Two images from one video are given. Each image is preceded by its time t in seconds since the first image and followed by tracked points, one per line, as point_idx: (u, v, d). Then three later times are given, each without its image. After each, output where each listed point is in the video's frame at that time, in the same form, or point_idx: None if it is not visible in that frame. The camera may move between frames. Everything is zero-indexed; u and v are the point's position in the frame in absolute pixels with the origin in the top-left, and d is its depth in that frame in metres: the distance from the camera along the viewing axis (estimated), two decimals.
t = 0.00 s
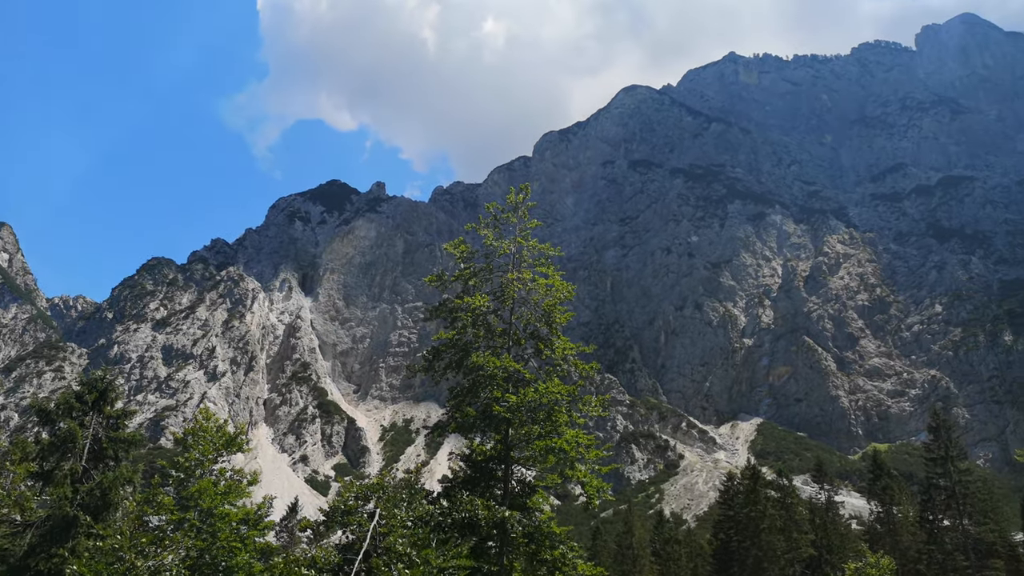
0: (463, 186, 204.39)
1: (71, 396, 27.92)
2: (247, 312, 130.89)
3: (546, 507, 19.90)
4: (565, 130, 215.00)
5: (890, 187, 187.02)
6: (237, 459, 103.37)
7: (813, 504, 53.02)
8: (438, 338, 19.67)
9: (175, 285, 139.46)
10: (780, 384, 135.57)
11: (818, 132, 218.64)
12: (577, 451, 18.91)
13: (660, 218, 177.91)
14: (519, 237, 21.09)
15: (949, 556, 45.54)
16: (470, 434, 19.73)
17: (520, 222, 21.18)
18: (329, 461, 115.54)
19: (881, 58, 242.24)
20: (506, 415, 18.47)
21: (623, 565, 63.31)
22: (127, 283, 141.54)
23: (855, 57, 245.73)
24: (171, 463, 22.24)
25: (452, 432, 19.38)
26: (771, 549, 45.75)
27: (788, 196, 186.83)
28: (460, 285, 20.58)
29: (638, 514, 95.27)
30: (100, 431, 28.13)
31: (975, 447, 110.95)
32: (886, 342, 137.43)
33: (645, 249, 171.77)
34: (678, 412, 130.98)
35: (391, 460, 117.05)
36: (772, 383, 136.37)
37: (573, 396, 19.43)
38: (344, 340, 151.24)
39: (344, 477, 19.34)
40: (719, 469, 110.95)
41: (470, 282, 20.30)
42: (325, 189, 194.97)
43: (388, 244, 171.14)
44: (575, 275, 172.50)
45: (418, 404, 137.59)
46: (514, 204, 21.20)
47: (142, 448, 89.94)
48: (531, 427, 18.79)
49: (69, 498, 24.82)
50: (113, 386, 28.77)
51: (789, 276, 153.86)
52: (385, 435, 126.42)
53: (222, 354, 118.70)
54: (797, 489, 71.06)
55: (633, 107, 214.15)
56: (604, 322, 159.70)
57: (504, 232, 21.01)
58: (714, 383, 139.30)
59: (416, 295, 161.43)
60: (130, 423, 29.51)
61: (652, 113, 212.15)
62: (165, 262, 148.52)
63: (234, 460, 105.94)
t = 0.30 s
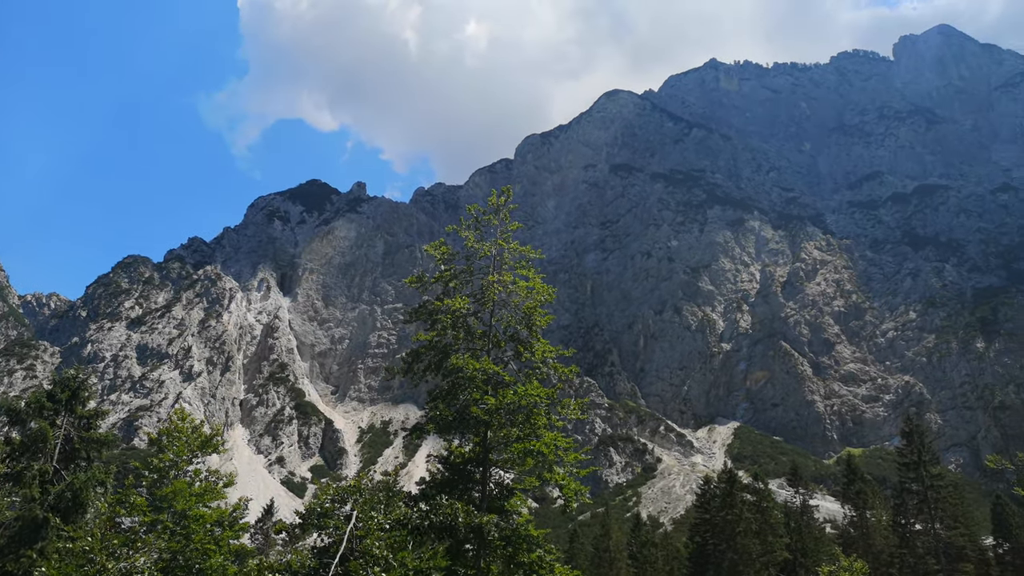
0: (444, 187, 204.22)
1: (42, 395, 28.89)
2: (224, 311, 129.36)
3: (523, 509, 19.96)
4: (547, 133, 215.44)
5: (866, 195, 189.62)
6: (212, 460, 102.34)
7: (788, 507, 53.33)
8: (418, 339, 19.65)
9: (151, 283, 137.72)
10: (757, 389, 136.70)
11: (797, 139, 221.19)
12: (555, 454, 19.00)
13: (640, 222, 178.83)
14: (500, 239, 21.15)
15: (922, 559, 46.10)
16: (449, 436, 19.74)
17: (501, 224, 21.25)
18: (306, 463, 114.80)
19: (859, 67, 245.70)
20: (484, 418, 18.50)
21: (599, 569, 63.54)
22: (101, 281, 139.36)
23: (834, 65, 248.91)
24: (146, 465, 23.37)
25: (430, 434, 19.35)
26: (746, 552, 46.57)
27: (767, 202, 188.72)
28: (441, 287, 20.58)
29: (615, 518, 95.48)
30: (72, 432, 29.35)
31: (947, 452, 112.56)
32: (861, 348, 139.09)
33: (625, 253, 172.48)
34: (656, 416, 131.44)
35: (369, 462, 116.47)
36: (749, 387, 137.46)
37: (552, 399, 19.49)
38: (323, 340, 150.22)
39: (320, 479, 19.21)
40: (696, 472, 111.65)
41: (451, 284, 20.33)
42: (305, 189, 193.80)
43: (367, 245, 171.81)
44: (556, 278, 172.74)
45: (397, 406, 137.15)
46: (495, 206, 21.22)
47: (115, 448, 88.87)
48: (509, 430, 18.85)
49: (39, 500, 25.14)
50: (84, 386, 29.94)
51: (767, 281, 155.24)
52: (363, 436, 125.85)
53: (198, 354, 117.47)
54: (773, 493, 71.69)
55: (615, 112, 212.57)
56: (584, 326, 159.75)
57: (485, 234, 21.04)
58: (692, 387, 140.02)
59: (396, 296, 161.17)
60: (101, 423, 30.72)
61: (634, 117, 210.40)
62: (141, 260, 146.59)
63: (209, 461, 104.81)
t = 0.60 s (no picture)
0: (427, 189, 203.92)
1: (13, 394, 29.44)
2: (201, 311, 127.54)
3: (502, 512, 19.89)
4: (530, 136, 216.04)
5: (844, 203, 191.81)
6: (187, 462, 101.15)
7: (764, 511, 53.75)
8: (398, 341, 19.58)
9: (127, 282, 135.91)
10: (735, 393, 137.75)
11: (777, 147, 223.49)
12: (534, 457, 18.98)
13: (621, 226, 179.83)
14: (482, 242, 21.18)
15: (894, 562, 47.03)
16: (428, 439, 19.66)
17: (483, 227, 21.32)
18: (283, 465, 113.88)
19: (838, 76, 249.18)
20: (464, 421, 18.42)
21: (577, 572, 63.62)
22: (76, 279, 137.09)
23: (814, 74, 252.13)
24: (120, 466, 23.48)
25: (410, 437, 19.22)
26: (721, 556, 49.25)
27: (747, 208, 190.61)
28: (421, 289, 20.54)
29: (593, 521, 95.55)
30: (44, 432, 29.75)
31: (920, 457, 114.06)
32: (838, 353, 140.59)
33: (606, 257, 173.18)
34: (635, 419, 131.78)
35: (347, 465, 115.78)
36: (727, 392, 138.48)
37: (531, 402, 19.50)
38: (302, 342, 149.19)
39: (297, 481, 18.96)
40: (674, 476, 112.26)
41: (431, 287, 20.33)
42: (285, 189, 192.63)
43: (348, 246, 171.96)
44: (537, 281, 172.87)
45: (375, 407, 136.61)
46: (477, 208, 21.26)
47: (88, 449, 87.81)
48: (489, 433, 18.78)
49: (10, 500, 25.91)
50: (57, 386, 30.48)
51: (746, 287, 156.46)
52: (341, 439, 125.10)
53: (174, 354, 116.08)
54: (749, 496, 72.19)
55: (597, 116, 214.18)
56: (564, 329, 159.63)
57: (467, 236, 21.05)
58: (671, 391, 140.61)
59: (376, 298, 160.75)
60: (74, 425, 31.30)
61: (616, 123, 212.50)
62: (118, 259, 144.53)
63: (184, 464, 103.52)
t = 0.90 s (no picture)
0: (408, 190, 203.68)
1: None
2: (178, 310, 126.13)
3: (480, 515, 19.82)
4: (513, 139, 216.66)
5: (822, 210, 193.81)
6: (161, 464, 99.99)
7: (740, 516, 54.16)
8: (377, 343, 19.51)
9: (102, 280, 134.23)
10: (712, 398, 138.92)
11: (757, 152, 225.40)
12: (512, 460, 18.95)
13: (603, 230, 180.78)
14: (463, 244, 21.15)
15: (869, 568, 47.69)
16: (406, 442, 19.59)
17: (465, 229, 21.31)
18: (259, 467, 112.87)
19: (817, 84, 252.61)
20: (441, 423, 18.36)
21: None
22: (50, 277, 134.94)
23: (794, 82, 255.31)
24: (92, 467, 24.05)
25: (389, 439, 19.11)
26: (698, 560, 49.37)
27: (726, 214, 192.86)
28: (401, 290, 20.49)
29: (570, 525, 95.70)
30: (15, 433, 30.54)
31: (894, 463, 115.45)
32: (814, 359, 142.19)
33: (587, 261, 173.76)
34: (614, 423, 132.23)
35: (324, 467, 114.95)
36: (705, 396, 139.53)
37: (512, 404, 19.43)
38: (280, 343, 148.21)
39: (273, 484, 18.77)
40: (652, 480, 112.89)
41: (412, 288, 20.27)
42: (265, 188, 191.40)
43: (328, 246, 171.50)
44: (517, 284, 173.01)
45: (354, 409, 135.96)
46: (459, 211, 21.25)
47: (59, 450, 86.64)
48: (468, 435, 18.71)
49: None
50: (30, 386, 31.44)
51: (725, 292, 157.81)
52: (319, 440, 124.26)
53: (149, 354, 114.79)
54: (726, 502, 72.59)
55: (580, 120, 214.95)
56: (544, 332, 159.73)
57: (449, 238, 21.02)
58: (650, 395, 141.19)
59: (356, 299, 160.25)
60: (47, 425, 32.10)
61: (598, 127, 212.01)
62: (94, 257, 142.70)
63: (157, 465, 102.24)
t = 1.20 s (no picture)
0: (389, 190, 203.31)
1: None
2: (154, 308, 124.69)
3: (459, 517, 19.77)
4: (495, 141, 216.94)
5: (801, 215, 195.87)
6: (135, 464, 98.77)
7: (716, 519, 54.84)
8: (356, 343, 19.45)
9: (78, 277, 132.34)
10: (691, 401, 139.90)
11: (738, 158, 227.08)
12: (492, 461, 18.94)
13: (584, 233, 181.51)
14: (445, 244, 21.20)
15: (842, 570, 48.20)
16: (385, 443, 19.51)
17: (446, 230, 21.34)
18: (235, 467, 111.85)
19: (797, 91, 255.92)
20: (420, 424, 18.28)
21: None
22: (24, 273, 132.69)
23: (775, 89, 258.33)
24: (66, 465, 24.03)
25: (367, 440, 19.05)
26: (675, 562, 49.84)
27: (706, 219, 194.73)
28: (382, 291, 20.45)
29: (549, 526, 95.68)
30: None
31: (869, 466, 116.90)
32: (792, 363, 143.59)
33: (568, 263, 174.26)
34: (593, 425, 132.50)
35: (301, 467, 114.02)
36: (684, 399, 140.44)
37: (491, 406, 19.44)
38: (258, 342, 146.97)
39: (250, 485, 18.60)
40: (630, 482, 113.22)
41: (393, 288, 20.25)
42: (245, 186, 189.94)
43: (308, 245, 170.74)
44: (499, 285, 172.77)
45: (333, 409, 135.21)
46: (441, 212, 21.28)
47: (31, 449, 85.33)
48: (448, 436, 18.68)
49: None
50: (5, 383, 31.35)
51: (704, 296, 159.03)
52: (296, 441, 123.28)
53: (125, 352, 113.60)
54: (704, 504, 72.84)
55: (563, 122, 214.76)
56: (525, 334, 159.72)
57: (431, 239, 21.02)
58: (630, 398, 141.44)
59: (336, 299, 159.63)
60: (19, 423, 31.95)
61: (581, 130, 212.37)
62: (70, 253, 140.66)
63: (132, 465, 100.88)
